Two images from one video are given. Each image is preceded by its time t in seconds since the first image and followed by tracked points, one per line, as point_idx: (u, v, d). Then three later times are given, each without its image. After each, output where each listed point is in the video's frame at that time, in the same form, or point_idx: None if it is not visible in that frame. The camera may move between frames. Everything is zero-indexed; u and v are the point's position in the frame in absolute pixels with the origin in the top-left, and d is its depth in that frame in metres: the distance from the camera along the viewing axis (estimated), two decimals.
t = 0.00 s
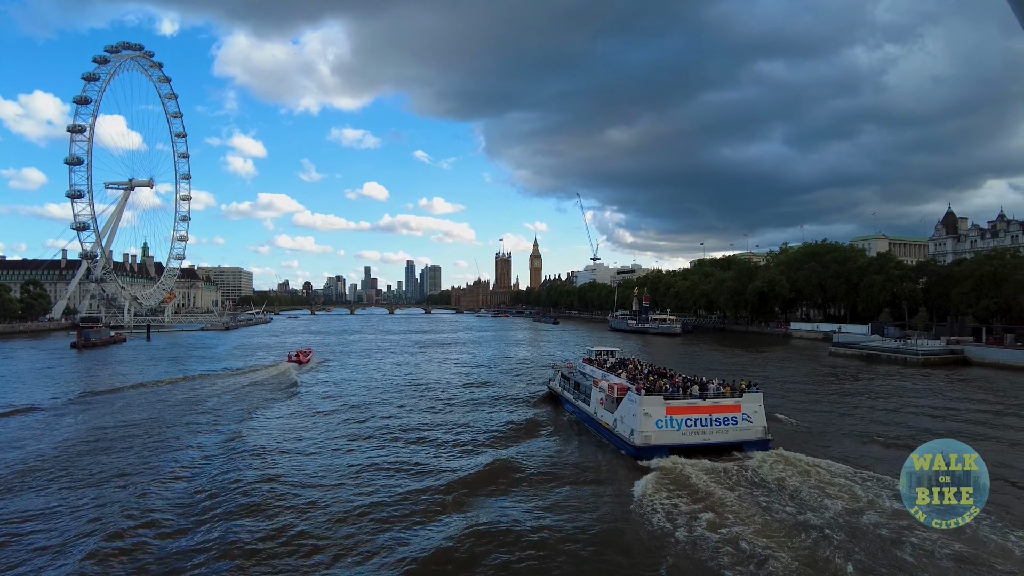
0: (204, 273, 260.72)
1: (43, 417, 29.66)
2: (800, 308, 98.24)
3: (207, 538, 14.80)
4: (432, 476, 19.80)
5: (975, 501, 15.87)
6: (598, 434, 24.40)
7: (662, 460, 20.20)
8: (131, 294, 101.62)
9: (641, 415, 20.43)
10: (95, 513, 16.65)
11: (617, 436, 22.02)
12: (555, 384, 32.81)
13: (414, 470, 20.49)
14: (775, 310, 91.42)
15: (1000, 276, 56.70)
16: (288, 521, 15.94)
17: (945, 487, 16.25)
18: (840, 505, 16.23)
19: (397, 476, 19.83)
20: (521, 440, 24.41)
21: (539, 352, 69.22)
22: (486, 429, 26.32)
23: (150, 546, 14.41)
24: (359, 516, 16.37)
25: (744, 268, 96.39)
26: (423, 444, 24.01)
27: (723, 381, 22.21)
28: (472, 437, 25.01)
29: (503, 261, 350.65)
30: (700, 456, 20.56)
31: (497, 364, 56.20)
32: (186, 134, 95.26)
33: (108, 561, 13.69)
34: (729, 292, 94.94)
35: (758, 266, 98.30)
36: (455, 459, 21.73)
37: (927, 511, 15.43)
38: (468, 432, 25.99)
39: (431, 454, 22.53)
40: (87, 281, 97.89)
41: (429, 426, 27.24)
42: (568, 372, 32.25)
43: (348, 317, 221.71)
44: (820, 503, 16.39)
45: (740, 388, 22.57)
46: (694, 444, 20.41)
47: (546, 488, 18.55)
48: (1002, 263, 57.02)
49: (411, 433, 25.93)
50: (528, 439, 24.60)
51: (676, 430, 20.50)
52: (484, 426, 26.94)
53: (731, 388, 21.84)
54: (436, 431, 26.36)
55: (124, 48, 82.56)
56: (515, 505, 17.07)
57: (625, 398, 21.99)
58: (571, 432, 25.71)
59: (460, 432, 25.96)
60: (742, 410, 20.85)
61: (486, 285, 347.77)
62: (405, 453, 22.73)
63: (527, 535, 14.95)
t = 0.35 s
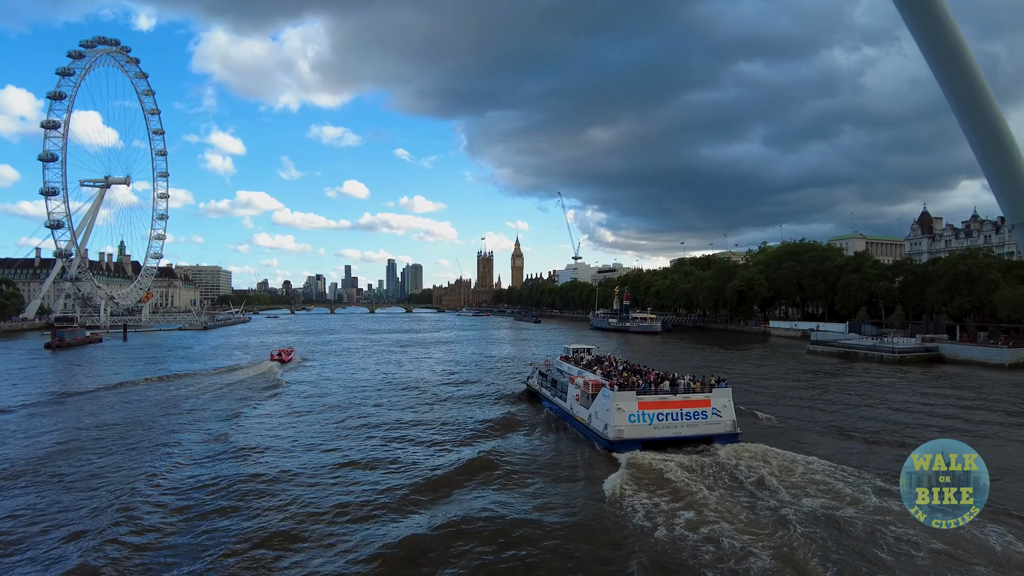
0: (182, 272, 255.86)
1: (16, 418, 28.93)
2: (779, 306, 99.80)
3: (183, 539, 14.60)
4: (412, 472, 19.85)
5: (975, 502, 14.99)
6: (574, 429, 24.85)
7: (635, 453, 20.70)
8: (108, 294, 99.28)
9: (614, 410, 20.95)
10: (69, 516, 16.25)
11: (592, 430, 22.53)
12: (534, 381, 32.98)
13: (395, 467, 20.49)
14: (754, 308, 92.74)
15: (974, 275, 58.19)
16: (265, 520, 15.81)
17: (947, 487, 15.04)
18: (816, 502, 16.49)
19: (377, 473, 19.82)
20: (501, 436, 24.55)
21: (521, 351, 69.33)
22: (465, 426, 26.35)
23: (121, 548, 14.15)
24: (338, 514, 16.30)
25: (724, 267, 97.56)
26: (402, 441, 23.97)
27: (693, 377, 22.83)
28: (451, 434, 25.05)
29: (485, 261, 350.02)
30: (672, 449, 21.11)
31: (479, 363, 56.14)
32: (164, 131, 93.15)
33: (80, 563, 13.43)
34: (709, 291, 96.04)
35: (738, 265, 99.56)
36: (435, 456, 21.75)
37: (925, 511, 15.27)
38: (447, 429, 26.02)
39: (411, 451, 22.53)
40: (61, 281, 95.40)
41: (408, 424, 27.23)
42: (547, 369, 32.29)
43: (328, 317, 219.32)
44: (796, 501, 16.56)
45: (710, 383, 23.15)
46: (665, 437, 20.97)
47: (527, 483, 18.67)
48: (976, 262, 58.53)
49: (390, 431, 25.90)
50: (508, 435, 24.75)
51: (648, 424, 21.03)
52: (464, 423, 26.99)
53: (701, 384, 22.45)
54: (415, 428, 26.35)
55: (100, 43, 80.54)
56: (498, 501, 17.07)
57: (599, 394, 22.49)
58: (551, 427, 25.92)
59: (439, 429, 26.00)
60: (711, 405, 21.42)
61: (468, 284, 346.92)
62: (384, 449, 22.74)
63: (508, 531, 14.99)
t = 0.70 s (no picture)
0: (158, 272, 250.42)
1: None
2: (757, 306, 101.35)
3: (150, 540, 14.25)
4: (389, 470, 19.69)
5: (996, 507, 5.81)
6: (548, 425, 25.05)
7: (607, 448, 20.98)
8: (83, 294, 96.77)
9: (587, 407, 21.22)
10: (34, 520, 15.62)
11: (565, 426, 22.79)
12: (511, 379, 32.95)
13: (371, 465, 20.31)
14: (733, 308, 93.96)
15: (947, 276, 59.74)
16: (236, 519, 15.52)
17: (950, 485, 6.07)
18: (791, 499, 16.68)
19: (353, 471, 19.63)
20: (479, 434, 24.48)
21: (503, 350, 69.16)
22: (443, 424, 26.23)
23: (85, 551, 13.73)
24: (312, 511, 16.09)
25: (703, 267, 98.63)
26: (379, 440, 23.78)
27: (664, 374, 23.14)
28: (429, 431, 24.93)
29: (467, 261, 349.04)
30: (643, 444, 21.42)
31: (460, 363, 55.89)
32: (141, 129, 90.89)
33: (42, 567, 13.02)
34: (688, 291, 97.02)
35: (717, 265, 100.73)
36: (413, 454, 21.59)
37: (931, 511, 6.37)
38: (425, 427, 25.87)
39: (388, 449, 22.34)
40: (33, 280, 92.70)
41: (385, 423, 27.02)
42: (524, 367, 32.26)
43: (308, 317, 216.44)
44: (773, 498, 16.69)
45: (680, 380, 23.47)
46: (636, 432, 21.27)
47: (505, 480, 18.62)
48: (949, 262, 60.09)
49: (367, 429, 25.65)
50: (487, 432, 24.68)
51: (619, 419, 21.34)
52: (442, 421, 26.84)
53: (671, 380, 22.77)
54: (392, 426, 26.16)
55: (74, 39, 78.33)
56: (477, 499, 16.96)
57: (573, 391, 22.73)
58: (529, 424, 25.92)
59: (416, 427, 25.81)
60: (681, 401, 21.73)
61: (450, 283, 345.74)
62: (361, 448, 22.55)
63: (485, 528, 14.88)
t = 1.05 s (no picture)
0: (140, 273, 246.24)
1: None
2: (742, 307, 102.40)
3: (128, 539, 14.11)
4: (372, 469, 19.67)
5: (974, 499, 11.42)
6: (529, 424, 25.08)
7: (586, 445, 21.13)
8: (65, 295, 94.87)
9: (566, 405, 21.34)
10: (4, 525, 15.13)
11: (546, 424, 22.85)
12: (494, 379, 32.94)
13: (354, 464, 20.27)
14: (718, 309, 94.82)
15: (929, 276, 60.84)
16: (216, 518, 15.43)
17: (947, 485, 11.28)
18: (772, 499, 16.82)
19: (335, 470, 19.60)
20: (462, 433, 24.47)
21: (491, 352, 69.05)
22: (426, 424, 26.20)
23: (62, 552, 13.54)
24: (292, 510, 16.05)
25: (688, 268, 99.32)
26: (362, 440, 23.72)
27: (640, 372, 23.39)
28: (412, 431, 24.91)
29: (454, 262, 348.19)
30: (622, 441, 21.62)
31: (446, 364, 55.69)
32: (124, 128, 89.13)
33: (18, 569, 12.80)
34: (673, 291, 97.71)
35: (702, 267, 101.58)
36: (397, 453, 21.54)
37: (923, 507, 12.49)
38: (408, 427, 25.82)
39: (371, 449, 22.29)
40: (12, 282, 90.65)
41: (368, 423, 26.91)
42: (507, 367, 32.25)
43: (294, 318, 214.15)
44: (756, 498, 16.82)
45: (656, 377, 23.78)
46: (614, 429, 21.46)
47: (488, 478, 18.66)
48: (931, 264, 61.20)
49: (350, 430, 25.57)
50: (470, 432, 24.68)
51: (598, 417, 21.50)
52: (425, 421, 26.79)
53: (648, 378, 23.05)
54: (375, 427, 26.08)
55: (56, 37, 76.76)
56: (460, 497, 16.97)
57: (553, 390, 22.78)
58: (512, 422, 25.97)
59: (399, 427, 25.77)
60: (658, 398, 22.04)
61: (437, 284, 344.58)
62: (344, 447, 22.50)
63: (469, 527, 14.87)
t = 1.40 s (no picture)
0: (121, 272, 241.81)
1: None
2: (726, 307, 103.39)
3: (103, 539, 13.81)
4: (353, 467, 19.46)
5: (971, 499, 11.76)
6: (509, 421, 25.09)
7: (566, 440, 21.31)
8: (44, 295, 92.68)
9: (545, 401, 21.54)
10: None
11: (526, 420, 22.96)
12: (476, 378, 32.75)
13: (335, 463, 20.07)
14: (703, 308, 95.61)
15: (910, 276, 61.93)
16: (194, 517, 15.18)
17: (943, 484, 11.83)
18: (756, 497, 16.95)
19: (317, 469, 19.39)
20: (446, 431, 24.33)
21: (477, 351, 68.90)
22: (408, 423, 25.98)
23: (35, 554, 13.18)
24: (271, 508, 15.84)
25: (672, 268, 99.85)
26: (344, 439, 23.47)
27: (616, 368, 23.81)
28: (395, 430, 24.71)
29: (440, 261, 347.07)
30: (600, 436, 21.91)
31: (432, 364, 55.30)
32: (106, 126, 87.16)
33: None
34: (658, 292, 98.26)
35: (686, 267, 102.32)
36: (380, 452, 21.35)
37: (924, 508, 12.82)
38: (391, 425, 25.60)
39: (354, 447, 22.11)
40: None
41: (349, 423, 26.61)
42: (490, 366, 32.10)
43: (279, 318, 211.76)
44: (739, 497, 16.93)
45: (631, 374, 24.28)
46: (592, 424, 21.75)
47: (471, 476, 18.58)
48: (912, 264, 62.26)
49: (332, 429, 25.27)
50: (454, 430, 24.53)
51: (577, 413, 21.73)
52: (409, 420, 26.57)
53: (624, 374, 23.51)
54: (357, 426, 25.81)
55: (37, 33, 75.03)
56: (445, 495, 16.87)
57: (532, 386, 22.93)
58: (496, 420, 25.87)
59: (381, 426, 25.53)
60: (633, 394, 22.55)
61: (423, 284, 343.20)
62: (326, 446, 22.26)
63: (454, 525, 14.78)
